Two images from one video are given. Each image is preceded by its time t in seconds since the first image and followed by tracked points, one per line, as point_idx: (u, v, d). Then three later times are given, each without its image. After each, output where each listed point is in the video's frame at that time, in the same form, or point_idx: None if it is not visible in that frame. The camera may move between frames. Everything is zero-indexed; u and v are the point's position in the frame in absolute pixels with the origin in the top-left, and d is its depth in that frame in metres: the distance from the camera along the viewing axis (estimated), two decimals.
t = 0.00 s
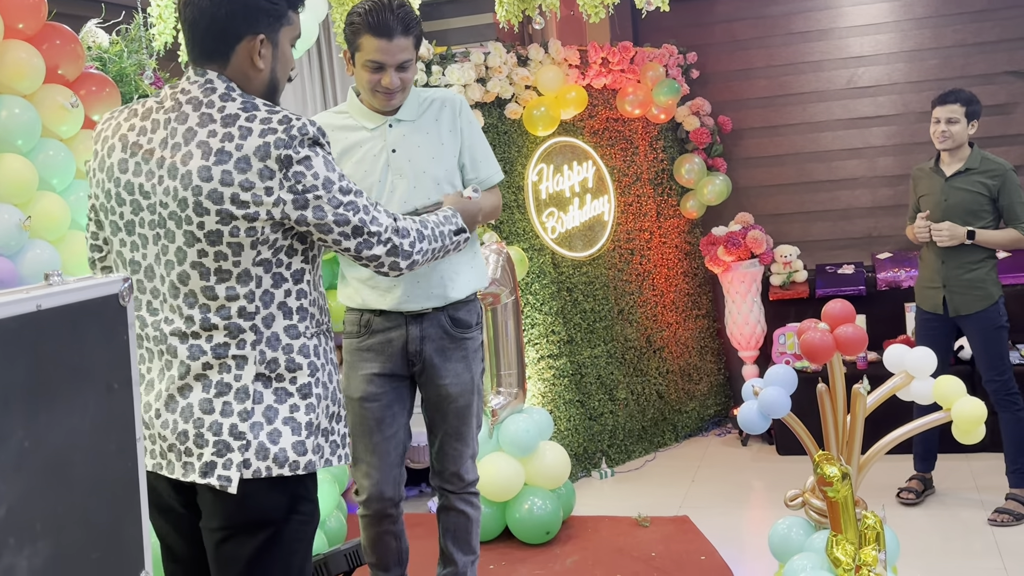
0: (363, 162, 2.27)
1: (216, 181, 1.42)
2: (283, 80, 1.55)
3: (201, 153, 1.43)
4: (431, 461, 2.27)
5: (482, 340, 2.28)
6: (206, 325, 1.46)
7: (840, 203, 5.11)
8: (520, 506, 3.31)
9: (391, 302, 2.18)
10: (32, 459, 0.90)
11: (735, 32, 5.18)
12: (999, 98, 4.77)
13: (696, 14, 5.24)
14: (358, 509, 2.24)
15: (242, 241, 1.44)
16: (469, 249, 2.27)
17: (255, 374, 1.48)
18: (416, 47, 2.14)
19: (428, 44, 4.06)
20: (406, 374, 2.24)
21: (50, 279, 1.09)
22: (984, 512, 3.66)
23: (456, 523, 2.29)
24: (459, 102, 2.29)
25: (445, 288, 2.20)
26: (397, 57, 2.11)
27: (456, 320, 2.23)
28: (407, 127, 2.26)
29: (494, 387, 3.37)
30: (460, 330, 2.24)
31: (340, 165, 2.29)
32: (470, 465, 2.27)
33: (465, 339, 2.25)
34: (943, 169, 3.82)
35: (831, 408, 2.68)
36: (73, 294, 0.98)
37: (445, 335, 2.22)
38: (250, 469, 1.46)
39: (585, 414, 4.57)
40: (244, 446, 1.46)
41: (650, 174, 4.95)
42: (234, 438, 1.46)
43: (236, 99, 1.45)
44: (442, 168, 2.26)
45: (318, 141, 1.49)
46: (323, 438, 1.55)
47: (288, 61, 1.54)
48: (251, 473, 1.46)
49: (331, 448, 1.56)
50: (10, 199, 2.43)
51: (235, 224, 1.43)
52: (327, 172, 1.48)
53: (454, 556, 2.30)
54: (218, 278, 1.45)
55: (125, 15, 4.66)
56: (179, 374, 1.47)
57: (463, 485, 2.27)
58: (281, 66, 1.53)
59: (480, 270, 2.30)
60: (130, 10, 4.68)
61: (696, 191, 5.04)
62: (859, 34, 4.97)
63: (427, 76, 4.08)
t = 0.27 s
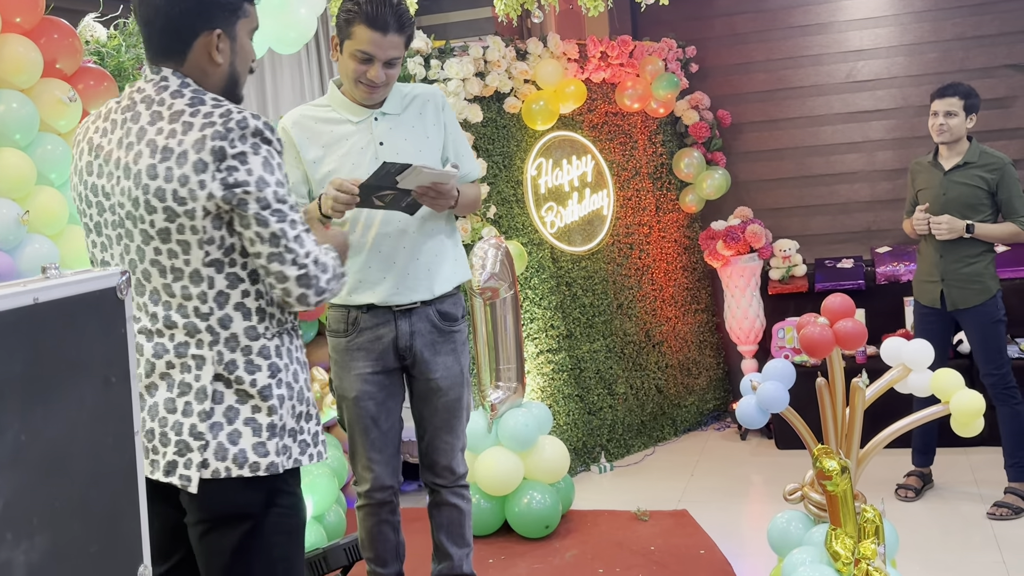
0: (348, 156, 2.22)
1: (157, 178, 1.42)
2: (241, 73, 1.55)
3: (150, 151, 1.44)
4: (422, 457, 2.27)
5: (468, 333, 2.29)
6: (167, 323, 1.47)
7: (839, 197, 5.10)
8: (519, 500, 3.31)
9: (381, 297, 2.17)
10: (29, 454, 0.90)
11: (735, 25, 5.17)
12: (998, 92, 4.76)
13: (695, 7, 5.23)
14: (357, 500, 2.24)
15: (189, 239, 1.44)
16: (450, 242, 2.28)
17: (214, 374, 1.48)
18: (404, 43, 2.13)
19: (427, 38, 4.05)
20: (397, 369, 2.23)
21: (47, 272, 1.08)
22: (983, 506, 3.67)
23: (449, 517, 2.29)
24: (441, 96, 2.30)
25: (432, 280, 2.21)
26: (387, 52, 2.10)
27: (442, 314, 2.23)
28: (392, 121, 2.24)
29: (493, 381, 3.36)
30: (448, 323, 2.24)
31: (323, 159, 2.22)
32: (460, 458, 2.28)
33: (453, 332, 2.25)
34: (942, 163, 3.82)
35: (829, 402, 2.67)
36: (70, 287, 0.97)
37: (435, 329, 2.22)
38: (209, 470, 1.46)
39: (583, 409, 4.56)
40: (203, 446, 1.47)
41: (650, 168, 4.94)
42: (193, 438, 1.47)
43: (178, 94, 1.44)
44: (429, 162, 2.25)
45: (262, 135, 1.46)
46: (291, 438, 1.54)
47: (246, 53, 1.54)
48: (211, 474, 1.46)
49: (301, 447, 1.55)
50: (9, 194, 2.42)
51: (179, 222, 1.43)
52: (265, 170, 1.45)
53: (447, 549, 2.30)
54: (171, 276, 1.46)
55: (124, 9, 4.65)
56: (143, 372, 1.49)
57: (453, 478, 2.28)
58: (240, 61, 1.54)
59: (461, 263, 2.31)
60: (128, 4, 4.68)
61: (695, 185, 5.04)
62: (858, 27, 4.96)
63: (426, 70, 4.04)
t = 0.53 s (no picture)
0: (332, 153, 2.21)
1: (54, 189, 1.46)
2: (166, 81, 1.55)
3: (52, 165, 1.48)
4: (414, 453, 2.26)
5: (453, 328, 2.28)
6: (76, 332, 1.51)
7: (840, 193, 5.10)
8: (520, 496, 3.31)
9: (364, 295, 2.16)
10: (30, 449, 0.90)
11: (735, 22, 5.16)
12: (999, 88, 4.75)
13: (696, 4, 5.22)
14: (349, 490, 2.25)
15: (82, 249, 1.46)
16: (432, 240, 2.29)
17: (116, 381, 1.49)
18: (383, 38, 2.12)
19: (428, 34, 4.04)
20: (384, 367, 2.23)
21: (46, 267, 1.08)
22: (984, 502, 3.67)
23: (442, 513, 2.28)
24: (426, 96, 2.30)
25: (417, 278, 2.21)
26: (365, 48, 2.08)
27: (426, 310, 2.23)
28: (377, 119, 2.23)
29: (493, 377, 3.36)
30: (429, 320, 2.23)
31: (307, 156, 2.22)
32: (453, 454, 2.27)
33: (438, 327, 2.24)
34: (943, 159, 3.81)
35: (830, 398, 2.68)
36: (70, 282, 0.97)
37: (418, 326, 2.21)
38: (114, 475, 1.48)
39: (584, 405, 4.57)
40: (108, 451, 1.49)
41: (650, 164, 4.94)
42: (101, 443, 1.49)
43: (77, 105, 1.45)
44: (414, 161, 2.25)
45: (149, 142, 1.45)
46: (207, 450, 1.51)
47: (169, 59, 1.54)
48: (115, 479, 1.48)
49: (222, 459, 1.52)
50: (9, 190, 2.42)
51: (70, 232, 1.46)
52: (144, 178, 1.44)
53: (444, 548, 2.29)
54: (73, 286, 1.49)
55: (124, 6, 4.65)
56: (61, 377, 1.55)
57: (447, 476, 2.27)
58: (163, 70, 1.54)
59: (443, 260, 2.32)
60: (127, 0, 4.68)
61: (696, 181, 5.04)
62: (859, 23, 4.95)
63: (427, 66, 4.04)
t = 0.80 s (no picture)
0: (321, 156, 2.20)
1: None
2: (103, 82, 1.55)
3: None
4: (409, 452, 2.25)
5: (443, 327, 2.27)
6: None
7: (844, 193, 5.09)
8: (524, 496, 3.31)
9: (352, 297, 2.16)
10: (32, 448, 0.90)
11: (739, 21, 5.15)
12: (1003, 88, 4.74)
13: (700, 3, 5.21)
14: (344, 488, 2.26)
15: None
16: (422, 240, 2.28)
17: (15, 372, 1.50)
18: (363, 37, 2.11)
19: (432, 33, 4.04)
20: (375, 366, 2.22)
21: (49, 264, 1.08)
22: (989, 502, 3.66)
23: (440, 513, 2.26)
24: (417, 98, 2.29)
25: (407, 279, 2.20)
26: (341, 46, 2.08)
27: (415, 309, 2.21)
28: (366, 122, 2.23)
29: (497, 376, 3.40)
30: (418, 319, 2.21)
31: (296, 158, 2.21)
32: (447, 454, 2.25)
33: (427, 326, 2.23)
34: (948, 158, 3.80)
35: (834, 398, 2.67)
36: (73, 280, 0.97)
37: (407, 326, 2.20)
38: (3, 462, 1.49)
39: (588, 405, 4.57)
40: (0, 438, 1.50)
41: (654, 164, 4.94)
42: None
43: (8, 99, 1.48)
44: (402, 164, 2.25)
45: (53, 135, 1.45)
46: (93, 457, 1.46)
47: (102, 60, 1.54)
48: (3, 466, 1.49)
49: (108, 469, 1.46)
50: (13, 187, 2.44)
51: None
52: (41, 169, 1.43)
53: (443, 548, 2.27)
54: None
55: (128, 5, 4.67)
56: None
57: (444, 476, 2.25)
58: (96, 70, 1.54)
59: (433, 261, 2.31)
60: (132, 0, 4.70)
61: (700, 181, 5.03)
62: (863, 23, 4.94)
63: (431, 65, 4.04)
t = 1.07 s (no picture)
0: (322, 159, 2.20)
1: None
2: (42, 82, 1.52)
3: None
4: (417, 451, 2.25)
5: (448, 326, 2.27)
6: None
7: (851, 195, 5.08)
8: (530, 498, 3.31)
9: (355, 298, 2.16)
10: (42, 449, 0.90)
11: (746, 23, 5.15)
12: (1011, 90, 4.73)
13: (708, 5, 5.21)
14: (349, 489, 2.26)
15: None
16: (425, 238, 2.28)
17: None
18: (359, 39, 2.12)
19: (439, 35, 4.05)
20: (379, 366, 2.22)
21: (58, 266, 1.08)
22: (996, 505, 3.65)
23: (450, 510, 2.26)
24: (419, 100, 2.29)
25: (410, 279, 2.20)
26: (336, 48, 2.09)
27: (418, 310, 2.21)
28: (367, 125, 2.23)
29: (504, 378, 3.40)
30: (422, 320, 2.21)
31: (298, 162, 2.22)
32: (458, 453, 2.25)
33: (430, 326, 2.22)
34: (954, 160, 3.79)
35: (841, 401, 2.66)
36: (82, 283, 0.97)
37: (411, 326, 2.20)
38: None
39: (595, 407, 4.57)
40: None
41: (661, 166, 4.94)
42: None
43: None
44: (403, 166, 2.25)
45: None
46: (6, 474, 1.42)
47: (35, 61, 1.50)
48: None
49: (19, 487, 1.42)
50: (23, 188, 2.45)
51: None
52: None
53: (455, 544, 2.29)
54: None
55: (136, 7, 4.69)
56: None
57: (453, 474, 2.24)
58: (31, 69, 1.50)
59: (438, 262, 2.30)
60: (139, 3, 4.72)
61: (706, 184, 5.03)
62: (870, 25, 4.93)
63: (438, 68, 4.05)
